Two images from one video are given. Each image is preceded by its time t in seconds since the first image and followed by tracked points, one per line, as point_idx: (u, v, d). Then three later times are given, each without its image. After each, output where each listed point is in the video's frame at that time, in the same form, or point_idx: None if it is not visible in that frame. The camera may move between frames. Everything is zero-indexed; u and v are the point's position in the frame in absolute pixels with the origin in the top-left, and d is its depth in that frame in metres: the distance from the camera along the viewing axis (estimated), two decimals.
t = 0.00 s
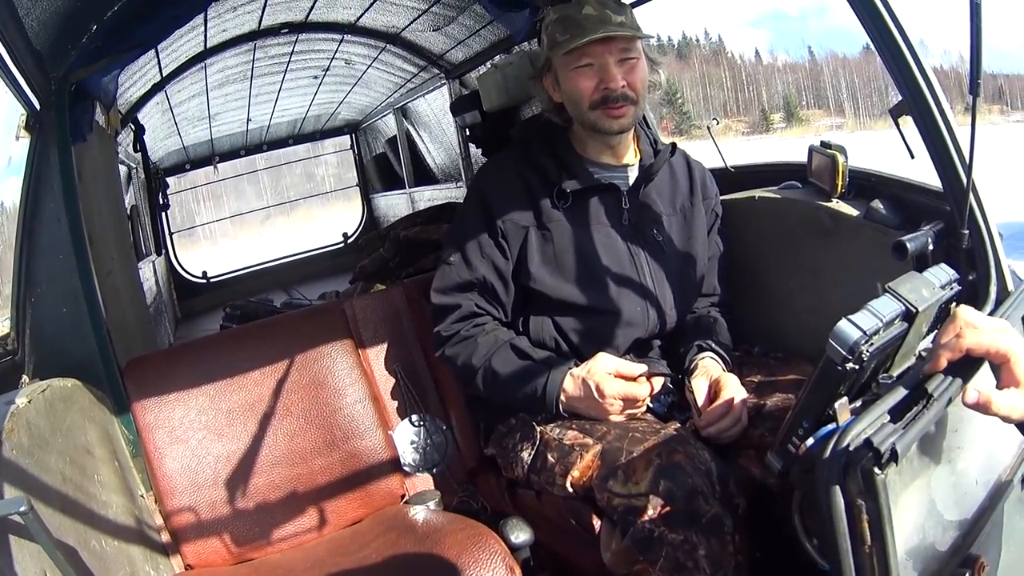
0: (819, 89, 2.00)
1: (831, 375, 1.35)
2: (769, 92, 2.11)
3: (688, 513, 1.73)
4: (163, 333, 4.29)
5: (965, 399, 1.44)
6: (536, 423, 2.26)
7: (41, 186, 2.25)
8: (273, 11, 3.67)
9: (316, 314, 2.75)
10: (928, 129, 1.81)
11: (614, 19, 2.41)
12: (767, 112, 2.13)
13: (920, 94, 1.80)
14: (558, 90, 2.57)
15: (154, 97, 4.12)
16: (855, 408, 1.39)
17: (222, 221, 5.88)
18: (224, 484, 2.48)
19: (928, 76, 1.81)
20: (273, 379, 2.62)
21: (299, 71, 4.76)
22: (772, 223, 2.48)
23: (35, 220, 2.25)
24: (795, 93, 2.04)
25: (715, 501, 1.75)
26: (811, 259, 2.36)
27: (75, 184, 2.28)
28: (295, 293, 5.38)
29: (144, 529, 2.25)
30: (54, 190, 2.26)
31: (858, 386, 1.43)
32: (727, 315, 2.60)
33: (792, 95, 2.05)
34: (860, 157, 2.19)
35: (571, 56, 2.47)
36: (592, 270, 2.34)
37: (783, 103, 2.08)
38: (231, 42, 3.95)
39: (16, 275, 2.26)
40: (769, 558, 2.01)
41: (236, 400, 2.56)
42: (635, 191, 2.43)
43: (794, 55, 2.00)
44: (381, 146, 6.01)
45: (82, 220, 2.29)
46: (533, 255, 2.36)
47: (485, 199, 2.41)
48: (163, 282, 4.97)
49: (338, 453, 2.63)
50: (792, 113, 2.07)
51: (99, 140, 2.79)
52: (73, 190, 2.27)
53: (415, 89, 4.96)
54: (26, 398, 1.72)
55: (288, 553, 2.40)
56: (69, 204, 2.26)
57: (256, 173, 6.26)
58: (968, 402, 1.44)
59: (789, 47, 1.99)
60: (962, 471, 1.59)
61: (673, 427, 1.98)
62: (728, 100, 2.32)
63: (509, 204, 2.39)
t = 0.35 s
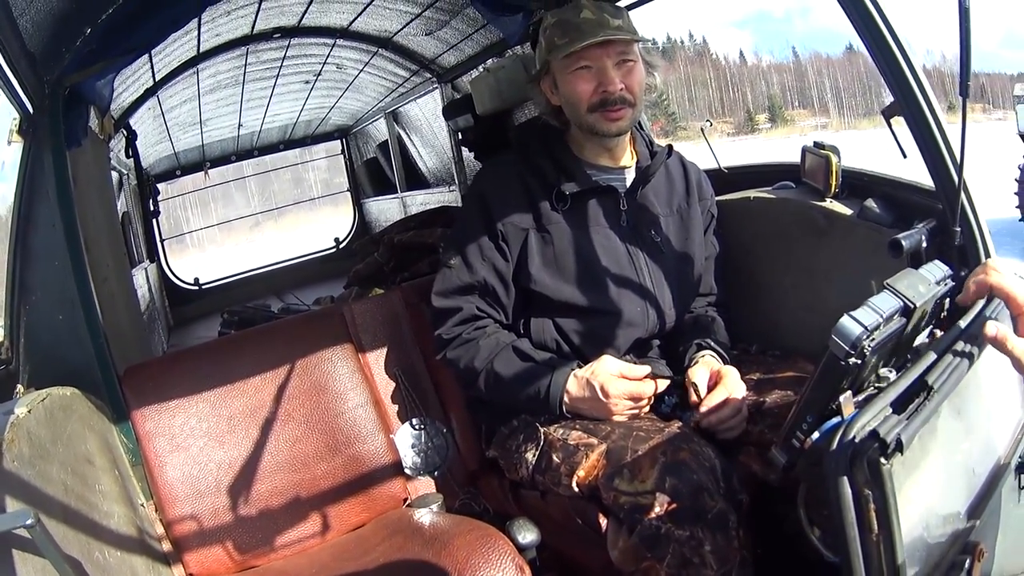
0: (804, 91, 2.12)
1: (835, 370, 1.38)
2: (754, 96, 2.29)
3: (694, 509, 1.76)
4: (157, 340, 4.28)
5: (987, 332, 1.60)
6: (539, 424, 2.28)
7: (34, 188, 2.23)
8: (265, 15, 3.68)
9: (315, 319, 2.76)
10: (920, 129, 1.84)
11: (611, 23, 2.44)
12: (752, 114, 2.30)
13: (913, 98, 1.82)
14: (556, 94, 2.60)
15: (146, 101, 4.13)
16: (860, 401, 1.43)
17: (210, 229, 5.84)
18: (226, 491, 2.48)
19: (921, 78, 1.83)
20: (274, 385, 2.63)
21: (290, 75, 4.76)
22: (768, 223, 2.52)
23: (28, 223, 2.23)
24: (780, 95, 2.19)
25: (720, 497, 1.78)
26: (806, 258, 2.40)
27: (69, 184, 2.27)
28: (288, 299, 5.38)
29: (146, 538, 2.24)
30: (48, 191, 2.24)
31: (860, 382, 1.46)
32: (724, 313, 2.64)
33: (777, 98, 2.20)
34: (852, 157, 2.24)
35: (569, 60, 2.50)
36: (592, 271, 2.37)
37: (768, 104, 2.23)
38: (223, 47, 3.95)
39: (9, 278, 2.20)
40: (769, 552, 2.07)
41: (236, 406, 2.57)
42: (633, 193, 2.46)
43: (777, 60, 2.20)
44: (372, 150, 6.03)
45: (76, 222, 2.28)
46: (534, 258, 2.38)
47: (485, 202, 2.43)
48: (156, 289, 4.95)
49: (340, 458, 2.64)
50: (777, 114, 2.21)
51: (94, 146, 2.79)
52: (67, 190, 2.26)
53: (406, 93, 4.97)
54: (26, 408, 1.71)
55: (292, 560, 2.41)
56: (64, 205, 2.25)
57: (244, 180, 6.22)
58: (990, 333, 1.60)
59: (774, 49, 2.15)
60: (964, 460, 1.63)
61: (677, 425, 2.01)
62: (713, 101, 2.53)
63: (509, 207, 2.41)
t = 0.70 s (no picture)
0: (800, 92, 2.14)
1: (858, 357, 1.36)
2: (751, 96, 2.35)
3: (712, 503, 1.75)
4: (157, 341, 4.24)
5: None
6: (551, 419, 2.26)
7: (36, 183, 2.20)
8: (266, 12, 3.66)
9: (319, 317, 2.73)
10: (932, 120, 1.84)
11: (621, 15, 2.44)
12: (749, 115, 2.35)
13: (922, 87, 1.83)
14: (565, 86, 2.59)
15: (146, 100, 4.10)
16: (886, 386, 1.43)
17: (207, 230, 5.85)
18: (230, 491, 2.45)
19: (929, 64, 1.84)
20: (279, 383, 2.60)
21: (289, 74, 4.73)
22: (778, 216, 2.51)
23: (29, 218, 2.19)
24: (776, 96, 2.24)
25: (738, 491, 1.77)
26: (817, 250, 2.38)
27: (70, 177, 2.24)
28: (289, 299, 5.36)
29: (149, 540, 2.20)
30: (49, 185, 2.21)
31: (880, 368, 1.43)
32: (734, 308, 2.63)
33: (773, 98, 2.26)
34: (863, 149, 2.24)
35: (579, 52, 2.49)
36: (602, 265, 2.35)
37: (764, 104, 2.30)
38: (223, 45, 3.93)
39: (8, 277, 2.15)
40: (783, 545, 2.06)
41: (240, 405, 2.54)
42: (642, 187, 2.45)
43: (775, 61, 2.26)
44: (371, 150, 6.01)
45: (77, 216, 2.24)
46: (544, 252, 2.37)
47: (494, 197, 2.41)
48: (155, 290, 4.92)
49: (346, 457, 2.61)
50: (773, 115, 2.28)
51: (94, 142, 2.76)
52: (67, 184, 2.23)
53: (406, 92, 4.96)
54: (27, 405, 1.67)
55: (298, 561, 2.38)
56: (65, 200, 2.22)
57: (241, 181, 6.22)
58: None
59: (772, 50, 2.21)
60: (988, 450, 1.60)
61: (692, 419, 1.99)
62: (710, 102, 2.59)
63: (518, 201, 2.39)
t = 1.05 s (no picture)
0: (790, 93, 2.28)
1: (849, 368, 1.34)
2: (740, 97, 2.43)
3: (702, 514, 1.73)
4: (144, 347, 4.19)
5: None
6: (539, 429, 2.24)
7: (20, 190, 2.14)
8: (253, 15, 3.61)
9: (305, 324, 2.69)
10: (926, 125, 1.80)
11: (608, 19, 2.42)
12: (737, 116, 2.41)
13: (919, 91, 1.79)
14: (552, 91, 2.57)
15: (132, 106, 4.05)
16: (879, 400, 1.39)
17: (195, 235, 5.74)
18: (216, 502, 2.40)
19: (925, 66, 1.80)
20: (264, 393, 2.55)
21: (276, 78, 4.69)
22: (766, 220, 2.49)
23: (11, 228, 2.12)
24: (767, 96, 2.36)
25: (729, 502, 1.74)
26: (807, 256, 2.37)
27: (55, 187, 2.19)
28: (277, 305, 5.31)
29: (134, 549, 2.14)
30: (33, 192, 2.15)
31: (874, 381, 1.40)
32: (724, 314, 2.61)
33: (761, 98, 2.37)
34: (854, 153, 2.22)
35: (566, 56, 2.46)
36: (590, 273, 2.32)
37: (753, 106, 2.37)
38: (210, 49, 3.89)
39: None
40: (774, 555, 2.04)
41: (226, 415, 2.49)
42: (631, 193, 2.40)
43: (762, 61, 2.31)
44: (359, 153, 5.95)
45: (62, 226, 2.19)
46: (531, 259, 2.34)
47: (480, 204, 2.38)
48: (144, 296, 4.86)
49: (332, 466, 2.58)
50: (762, 116, 2.37)
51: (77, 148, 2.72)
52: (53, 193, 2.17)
53: (394, 96, 4.92)
54: (10, 418, 1.61)
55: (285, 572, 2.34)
56: (49, 208, 2.16)
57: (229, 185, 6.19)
58: None
59: (761, 50, 2.26)
60: (984, 460, 1.58)
61: (681, 429, 1.97)
62: (699, 102, 2.58)
63: (505, 208, 2.36)
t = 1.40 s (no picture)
0: (809, 96, 2.15)
1: (857, 380, 1.40)
2: (759, 102, 2.29)
3: (717, 520, 1.79)
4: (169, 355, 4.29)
5: None
6: (562, 438, 2.31)
7: (47, 204, 2.23)
8: (275, 28, 3.71)
9: (334, 335, 2.79)
10: (932, 134, 1.84)
11: (626, 36, 2.49)
12: (757, 120, 2.32)
13: (924, 101, 1.83)
14: (571, 107, 2.65)
15: (155, 117, 4.17)
16: (883, 410, 1.45)
17: (218, 243, 5.94)
18: (246, 507, 2.48)
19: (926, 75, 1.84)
20: (294, 402, 2.65)
21: (299, 88, 4.80)
22: (782, 232, 2.56)
23: (40, 237, 2.23)
24: (784, 101, 2.21)
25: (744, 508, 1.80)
26: (821, 267, 2.43)
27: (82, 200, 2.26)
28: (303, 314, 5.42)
29: (165, 554, 2.20)
30: (61, 206, 2.23)
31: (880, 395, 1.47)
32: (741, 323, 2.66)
33: (780, 101, 2.22)
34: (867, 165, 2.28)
35: (585, 74, 2.55)
36: (610, 285, 2.39)
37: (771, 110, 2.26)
38: (233, 60, 3.99)
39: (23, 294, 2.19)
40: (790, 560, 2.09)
41: (256, 423, 2.58)
42: (649, 207, 2.49)
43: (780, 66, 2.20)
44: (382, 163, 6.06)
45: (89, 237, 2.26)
46: (553, 273, 2.41)
47: (504, 219, 2.46)
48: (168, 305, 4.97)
49: (360, 473, 2.66)
50: (781, 120, 2.25)
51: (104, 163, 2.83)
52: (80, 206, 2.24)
53: (416, 106, 5.02)
54: (45, 429, 1.66)
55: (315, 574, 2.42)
56: (77, 222, 2.23)
57: (251, 196, 6.34)
58: None
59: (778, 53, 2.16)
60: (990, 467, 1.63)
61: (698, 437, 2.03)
62: (718, 108, 2.49)
63: (527, 223, 2.44)
